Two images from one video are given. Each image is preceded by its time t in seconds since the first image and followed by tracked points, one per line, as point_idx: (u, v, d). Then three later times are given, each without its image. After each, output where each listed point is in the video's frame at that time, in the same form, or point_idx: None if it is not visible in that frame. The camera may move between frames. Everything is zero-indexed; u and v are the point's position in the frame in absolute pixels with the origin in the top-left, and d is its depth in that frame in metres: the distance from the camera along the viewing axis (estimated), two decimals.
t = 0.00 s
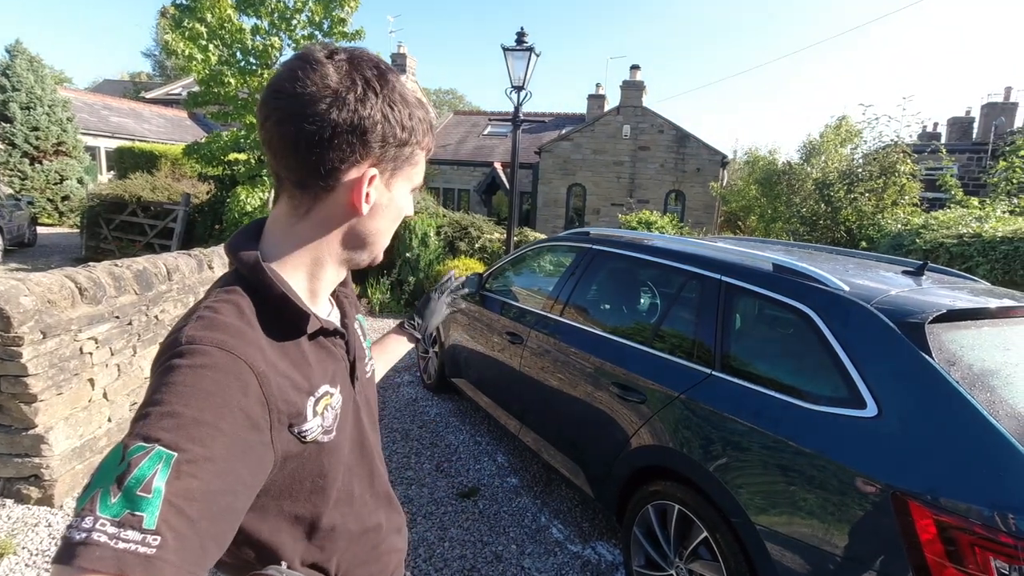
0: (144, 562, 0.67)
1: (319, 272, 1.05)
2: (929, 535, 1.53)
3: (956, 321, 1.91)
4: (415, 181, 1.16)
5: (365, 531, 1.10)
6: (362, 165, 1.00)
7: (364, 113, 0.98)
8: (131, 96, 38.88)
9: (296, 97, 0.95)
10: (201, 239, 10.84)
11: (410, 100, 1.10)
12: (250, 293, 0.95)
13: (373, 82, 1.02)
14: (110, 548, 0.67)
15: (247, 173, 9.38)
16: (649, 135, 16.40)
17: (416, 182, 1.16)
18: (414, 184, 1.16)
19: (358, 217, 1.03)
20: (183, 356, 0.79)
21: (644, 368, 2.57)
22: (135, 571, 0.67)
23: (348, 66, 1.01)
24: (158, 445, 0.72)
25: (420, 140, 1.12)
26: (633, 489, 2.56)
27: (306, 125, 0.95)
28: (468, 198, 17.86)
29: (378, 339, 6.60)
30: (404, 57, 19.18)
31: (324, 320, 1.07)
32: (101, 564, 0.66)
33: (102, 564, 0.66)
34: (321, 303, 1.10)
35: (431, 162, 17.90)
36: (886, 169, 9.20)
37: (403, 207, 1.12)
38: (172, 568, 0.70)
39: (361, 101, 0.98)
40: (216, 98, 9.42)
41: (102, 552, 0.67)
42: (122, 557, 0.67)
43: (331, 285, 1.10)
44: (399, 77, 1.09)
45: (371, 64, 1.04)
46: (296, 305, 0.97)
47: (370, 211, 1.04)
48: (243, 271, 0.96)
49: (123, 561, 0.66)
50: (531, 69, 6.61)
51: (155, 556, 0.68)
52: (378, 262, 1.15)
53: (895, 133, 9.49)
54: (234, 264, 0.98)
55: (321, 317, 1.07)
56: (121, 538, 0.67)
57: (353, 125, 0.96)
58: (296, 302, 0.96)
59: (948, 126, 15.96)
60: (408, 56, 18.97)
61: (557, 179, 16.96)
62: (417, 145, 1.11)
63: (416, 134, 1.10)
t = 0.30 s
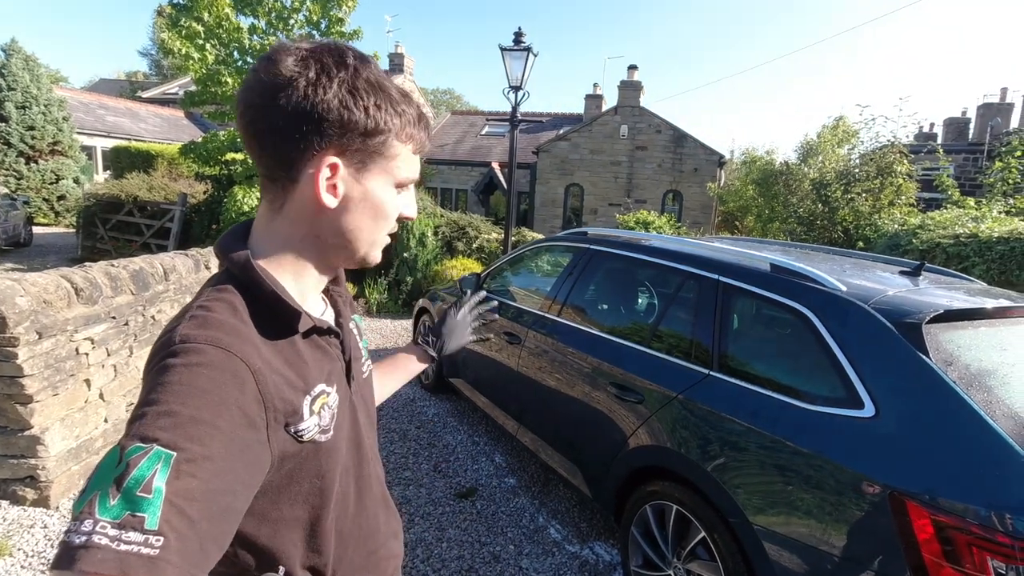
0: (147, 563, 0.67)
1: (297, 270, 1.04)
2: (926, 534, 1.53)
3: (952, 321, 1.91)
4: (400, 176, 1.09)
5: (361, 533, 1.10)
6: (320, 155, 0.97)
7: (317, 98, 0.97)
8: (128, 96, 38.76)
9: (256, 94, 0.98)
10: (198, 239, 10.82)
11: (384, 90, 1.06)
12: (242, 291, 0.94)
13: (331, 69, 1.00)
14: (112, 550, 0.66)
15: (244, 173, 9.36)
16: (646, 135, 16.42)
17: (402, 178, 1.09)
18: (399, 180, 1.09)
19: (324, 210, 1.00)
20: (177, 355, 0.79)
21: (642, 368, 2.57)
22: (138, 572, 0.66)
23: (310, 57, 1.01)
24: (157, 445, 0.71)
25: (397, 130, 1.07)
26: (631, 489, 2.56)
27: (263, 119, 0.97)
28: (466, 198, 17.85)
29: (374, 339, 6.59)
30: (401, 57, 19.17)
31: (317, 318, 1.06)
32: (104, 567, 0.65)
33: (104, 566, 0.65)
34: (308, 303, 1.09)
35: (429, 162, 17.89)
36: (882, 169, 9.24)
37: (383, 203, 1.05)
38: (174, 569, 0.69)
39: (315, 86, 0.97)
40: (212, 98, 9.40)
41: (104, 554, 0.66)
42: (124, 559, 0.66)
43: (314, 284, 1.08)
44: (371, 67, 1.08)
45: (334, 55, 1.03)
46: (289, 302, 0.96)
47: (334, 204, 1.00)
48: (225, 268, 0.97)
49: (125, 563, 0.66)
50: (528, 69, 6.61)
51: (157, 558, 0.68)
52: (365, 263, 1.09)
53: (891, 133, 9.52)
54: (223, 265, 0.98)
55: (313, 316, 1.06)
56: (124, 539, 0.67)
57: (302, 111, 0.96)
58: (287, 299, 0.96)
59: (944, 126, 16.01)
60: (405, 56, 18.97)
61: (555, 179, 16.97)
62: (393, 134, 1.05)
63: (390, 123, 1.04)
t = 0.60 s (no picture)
0: (106, 567, 0.67)
1: (274, 270, 1.03)
2: (924, 534, 1.54)
3: (951, 322, 1.92)
4: (362, 160, 1.02)
5: (356, 540, 1.08)
6: (264, 144, 0.96)
7: (252, 84, 0.96)
8: (125, 96, 38.67)
9: (213, 95, 1.01)
10: (196, 239, 10.80)
11: (336, 70, 1.03)
12: (229, 293, 0.95)
13: (270, 51, 0.99)
14: (70, 553, 0.66)
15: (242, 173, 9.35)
16: (645, 135, 16.42)
17: (365, 163, 1.03)
18: (361, 165, 1.02)
19: (278, 201, 0.98)
20: (153, 355, 0.79)
21: (639, 367, 2.58)
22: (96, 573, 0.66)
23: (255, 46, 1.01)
24: (125, 446, 0.71)
25: (348, 110, 1.01)
26: (629, 489, 2.56)
27: (218, 118, 1.01)
28: (464, 198, 17.84)
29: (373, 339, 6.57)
30: (399, 57, 19.16)
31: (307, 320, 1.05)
32: (62, 569, 0.65)
33: (61, 568, 0.65)
34: (300, 304, 1.09)
35: (427, 162, 17.88)
36: (881, 169, 9.27)
37: (344, 190, 1.00)
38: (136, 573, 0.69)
39: (249, 71, 0.97)
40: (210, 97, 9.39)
41: (62, 557, 0.66)
42: (82, 562, 0.66)
43: (299, 284, 1.08)
44: (323, 50, 1.06)
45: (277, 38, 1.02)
46: (273, 303, 0.96)
47: (284, 194, 0.98)
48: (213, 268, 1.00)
49: (83, 565, 0.66)
50: (527, 69, 6.60)
51: (118, 561, 0.67)
52: (340, 258, 1.05)
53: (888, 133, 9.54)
54: (214, 266, 0.99)
55: (304, 318, 1.05)
56: (83, 542, 0.67)
57: (241, 99, 0.96)
58: (271, 301, 0.96)
59: (941, 127, 16.04)
60: (404, 56, 18.95)
61: (553, 179, 16.97)
62: (344, 115, 1.00)
63: (338, 102, 0.99)
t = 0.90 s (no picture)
0: None
1: (275, 279, 1.04)
2: (925, 535, 1.54)
3: (952, 324, 1.92)
4: (391, 186, 1.07)
5: (361, 550, 1.08)
6: (304, 159, 0.97)
7: (303, 99, 0.96)
8: (124, 96, 38.71)
9: (243, 94, 0.98)
10: (196, 239, 10.80)
11: (378, 95, 1.06)
12: (224, 307, 0.95)
13: (321, 69, 1.00)
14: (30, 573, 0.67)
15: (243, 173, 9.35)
16: (644, 135, 16.44)
17: (392, 188, 1.08)
18: (389, 189, 1.07)
19: (306, 215, 0.99)
20: (136, 372, 0.79)
21: (640, 368, 2.59)
22: None
23: (300, 57, 1.01)
24: (95, 466, 0.72)
25: (387, 138, 1.05)
26: (630, 491, 2.57)
27: (247, 118, 0.97)
28: (464, 198, 17.85)
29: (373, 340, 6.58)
30: (399, 58, 19.16)
31: (306, 332, 1.06)
32: None
33: None
34: (301, 313, 1.09)
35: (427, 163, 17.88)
36: (880, 171, 9.30)
37: (371, 212, 1.03)
38: None
39: (302, 86, 0.96)
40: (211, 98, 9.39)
41: None
42: None
43: (304, 291, 1.08)
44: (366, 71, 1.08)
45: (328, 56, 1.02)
46: (267, 317, 0.96)
47: (317, 210, 0.99)
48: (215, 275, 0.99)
49: None
50: (528, 70, 6.62)
51: None
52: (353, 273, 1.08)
53: (888, 134, 9.56)
54: (213, 276, 0.99)
55: (302, 330, 1.06)
56: (44, 562, 0.68)
57: (290, 112, 0.95)
58: (265, 316, 0.96)
59: (940, 128, 16.08)
60: (403, 57, 18.98)
61: (553, 179, 16.98)
62: (382, 142, 1.04)
63: (382, 129, 1.04)
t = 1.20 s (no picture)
0: None
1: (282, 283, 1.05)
2: (924, 534, 1.55)
3: (951, 324, 1.93)
4: (383, 180, 1.02)
5: (357, 551, 1.09)
6: (286, 155, 0.98)
7: (285, 98, 0.98)
8: (124, 96, 38.71)
9: (245, 103, 1.04)
10: (196, 239, 10.79)
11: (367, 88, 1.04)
12: (236, 304, 0.96)
13: (306, 67, 1.01)
14: (44, 563, 0.67)
15: (242, 174, 9.35)
16: (644, 136, 16.44)
17: (386, 183, 1.02)
18: (381, 184, 1.02)
19: (293, 211, 1.00)
20: (151, 364, 0.80)
21: (640, 368, 2.59)
22: None
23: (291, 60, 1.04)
24: (110, 457, 0.72)
25: (375, 130, 1.01)
26: (630, 491, 2.57)
27: (247, 124, 1.03)
28: (464, 198, 17.85)
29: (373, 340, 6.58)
30: (399, 58, 19.16)
31: (313, 332, 1.07)
32: None
33: None
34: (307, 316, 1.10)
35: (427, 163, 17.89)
36: (880, 171, 9.30)
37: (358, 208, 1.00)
38: None
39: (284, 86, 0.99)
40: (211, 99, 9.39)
41: (36, 567, 0.67)
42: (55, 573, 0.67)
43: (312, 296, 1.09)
44: (363, 70, 1.08)
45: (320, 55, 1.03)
46: (276, 316, 0.97)
47: (301, 205, 0.99)
48: (225, 268, 1.00)
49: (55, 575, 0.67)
50: (527, 70, 6.62)
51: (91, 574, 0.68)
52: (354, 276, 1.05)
53: (888, 134, 9.56)
54: (224, 272, 1.01)
55: (308, 330, 1.06)
56: (58, 552, 0.68)
57: (276, 111, 0.98)
58: (277, 316, 0.97)
59: (940, 128, 16.08)
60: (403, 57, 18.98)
61: (553, 179, 16.99)
62: (370, 134, 1.00)
63: (366, 120, 1.00)
